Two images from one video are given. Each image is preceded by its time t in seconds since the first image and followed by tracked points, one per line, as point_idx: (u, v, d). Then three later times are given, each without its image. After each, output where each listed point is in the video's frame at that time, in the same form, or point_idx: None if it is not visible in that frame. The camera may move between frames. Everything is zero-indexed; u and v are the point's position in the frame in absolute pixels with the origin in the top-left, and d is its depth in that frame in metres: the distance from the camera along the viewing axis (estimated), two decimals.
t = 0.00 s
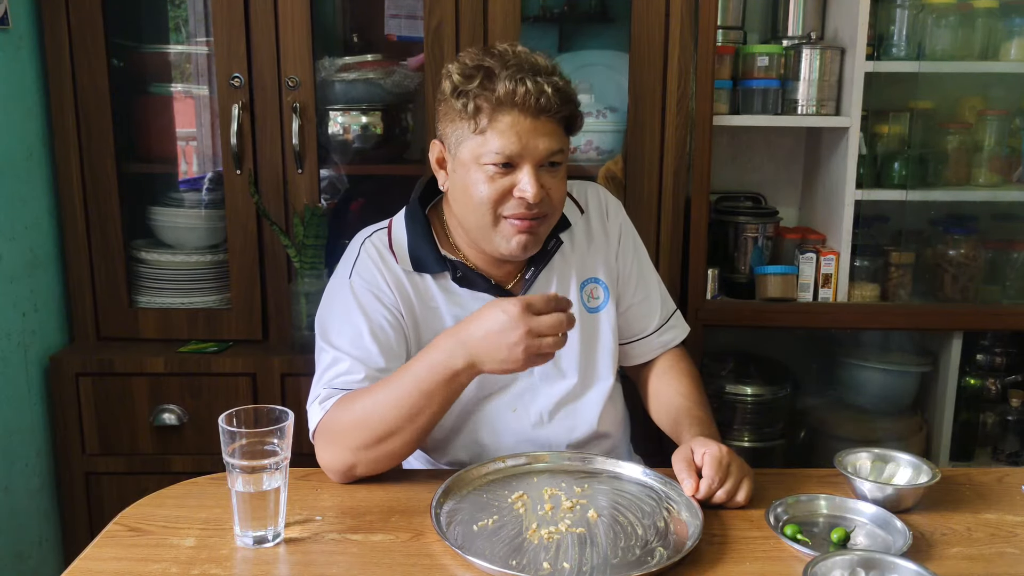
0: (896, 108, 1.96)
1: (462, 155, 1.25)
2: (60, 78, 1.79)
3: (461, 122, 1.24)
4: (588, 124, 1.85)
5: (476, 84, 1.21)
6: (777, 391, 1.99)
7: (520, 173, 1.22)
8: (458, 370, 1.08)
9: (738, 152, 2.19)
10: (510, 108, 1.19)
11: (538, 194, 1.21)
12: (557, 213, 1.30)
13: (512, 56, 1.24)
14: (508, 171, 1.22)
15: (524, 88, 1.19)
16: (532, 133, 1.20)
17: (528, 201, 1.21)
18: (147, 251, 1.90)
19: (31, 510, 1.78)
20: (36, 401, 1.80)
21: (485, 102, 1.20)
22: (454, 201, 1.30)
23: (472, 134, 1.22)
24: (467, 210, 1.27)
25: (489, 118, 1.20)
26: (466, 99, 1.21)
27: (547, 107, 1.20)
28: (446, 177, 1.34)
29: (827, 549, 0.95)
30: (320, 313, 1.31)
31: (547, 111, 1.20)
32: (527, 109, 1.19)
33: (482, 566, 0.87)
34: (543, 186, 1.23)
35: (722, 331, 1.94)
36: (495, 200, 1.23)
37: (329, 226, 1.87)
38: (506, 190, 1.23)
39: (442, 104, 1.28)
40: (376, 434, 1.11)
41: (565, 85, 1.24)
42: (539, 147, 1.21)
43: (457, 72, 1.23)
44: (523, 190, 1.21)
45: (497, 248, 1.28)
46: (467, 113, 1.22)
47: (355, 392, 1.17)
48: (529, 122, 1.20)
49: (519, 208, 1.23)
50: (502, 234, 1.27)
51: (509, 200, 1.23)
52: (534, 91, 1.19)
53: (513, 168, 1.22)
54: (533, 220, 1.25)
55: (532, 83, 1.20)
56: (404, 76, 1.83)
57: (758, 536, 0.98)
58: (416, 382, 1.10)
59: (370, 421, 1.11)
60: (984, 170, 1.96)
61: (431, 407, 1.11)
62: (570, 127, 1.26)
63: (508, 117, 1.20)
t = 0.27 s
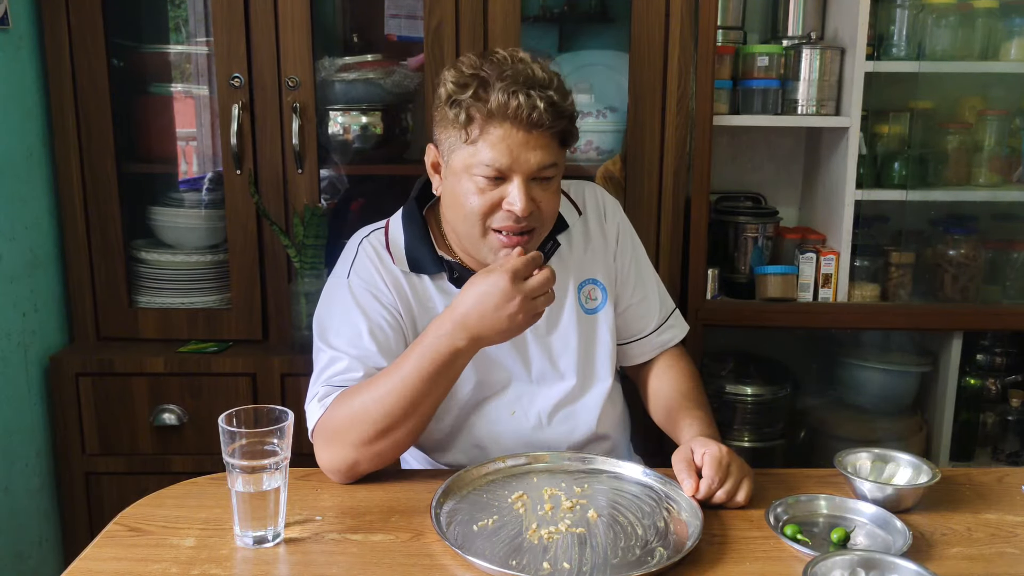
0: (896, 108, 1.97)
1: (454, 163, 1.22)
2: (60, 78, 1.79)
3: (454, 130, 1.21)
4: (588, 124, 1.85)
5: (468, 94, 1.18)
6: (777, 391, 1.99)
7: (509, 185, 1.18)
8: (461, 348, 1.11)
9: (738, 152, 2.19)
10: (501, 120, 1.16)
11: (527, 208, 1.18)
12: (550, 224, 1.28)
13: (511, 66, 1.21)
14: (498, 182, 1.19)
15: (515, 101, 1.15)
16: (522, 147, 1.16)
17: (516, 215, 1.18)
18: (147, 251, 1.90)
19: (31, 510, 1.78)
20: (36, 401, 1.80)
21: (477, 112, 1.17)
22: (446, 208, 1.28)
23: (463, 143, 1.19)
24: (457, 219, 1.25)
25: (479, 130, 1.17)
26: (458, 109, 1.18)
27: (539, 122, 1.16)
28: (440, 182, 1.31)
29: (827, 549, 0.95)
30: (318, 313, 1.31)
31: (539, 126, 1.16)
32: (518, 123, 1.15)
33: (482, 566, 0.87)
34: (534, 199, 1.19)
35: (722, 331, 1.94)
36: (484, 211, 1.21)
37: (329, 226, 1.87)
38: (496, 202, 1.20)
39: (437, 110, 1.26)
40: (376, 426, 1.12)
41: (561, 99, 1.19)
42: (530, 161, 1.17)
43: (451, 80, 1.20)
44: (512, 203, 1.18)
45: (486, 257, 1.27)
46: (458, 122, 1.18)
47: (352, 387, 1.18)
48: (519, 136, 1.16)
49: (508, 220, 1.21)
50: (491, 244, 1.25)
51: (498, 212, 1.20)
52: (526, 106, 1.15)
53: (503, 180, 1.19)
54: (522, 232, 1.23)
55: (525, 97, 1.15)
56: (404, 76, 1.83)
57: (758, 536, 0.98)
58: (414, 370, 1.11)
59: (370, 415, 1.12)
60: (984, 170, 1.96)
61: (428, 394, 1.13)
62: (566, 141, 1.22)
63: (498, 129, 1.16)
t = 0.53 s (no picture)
0: (896, 108, 1.97)
1: (450, 165, 1.22)
2: (60, 78, 1.79)
3: (450, 132, 1.20)
4: (588, 124, 1.85)
5: (464, 96, 1.17)
6: (777, 392, 1.99)
7: (505, 188, 1.18)
8: (460, 346, 1.13)
9: (738, 153, 2.19)
10: (496, 123, 1.15)
11: (522, 211, 1.18)
12: (547, 226, 1.27)
13: (507, 68, 1.20)
14: (494, 185, 1.19)
15: (511, 104, 1.14)
16: (517, 150, 1.16)
17: (512, 217, 1.19)
18: (147, 251, 1.90)
19: (31, 510, 1.78)
20: (36, 401, 1.80)
21: (472, 115, 1.16)
22: (443, 209, 1.28)
23: (459, 146, 1.19)
24: (453, 220, 1.25)
25: (474, 133, 1.16)
26: (454, 111, 1.18)
27: (534, 125, 1.15)
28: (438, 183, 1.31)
29: (827, 549, 0.95)
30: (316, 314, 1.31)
31: (534, 129, 1.15)
32: (513, 126, 1.15)
33: (482, 566, 0.87)
34: (529, 202, 1.19)
35: (722, 331, 1.94)
36: (480, 213, 1.21)
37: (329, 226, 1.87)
38: (491, 204, 1.20)
39: (434, 111, 1.25)
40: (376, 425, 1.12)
41: (558, 101, 1.19)
42: (525, 164, 1.16)
43: (448, 82, 1.20)
44: (508, 205, 1.18)
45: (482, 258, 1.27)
46: (454, 125, 1.18)
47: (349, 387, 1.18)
48: (515, 139, 1.15)
49: (503, 222, 1.21)
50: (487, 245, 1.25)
51: (493, 213, 1.21)
52: (522, 108, 1.14)
53: (498, 182, 1.19)
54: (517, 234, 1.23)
55: (521, 99, 1.15)
56: (404, 76, 1.83)
57: (758, 536, 0.98)
58: (412, 370, 1.11)
59: (369, 413, 1.12)
60: (984, 170, 1.96)
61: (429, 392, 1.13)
62: (563, 144, 1.21)
63: (494, 132, 1.16)
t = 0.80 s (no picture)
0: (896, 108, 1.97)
1: (450, 169, 1.22)
2: (60, 79, 1.79)
3: (450, 136, 1.20)
4: (588, 124, 1.85)
5: (464, 101, 1.17)
6: (777, 392, 1.99)
7: (505, 191, 1.18)
8: (460, 344, 1.13)
9: (738, 153, 2.19)
10: (497, 127, 1.15)
11: (523, 214, 1.18)
12: (547, 229, 1.27)
13: (507, 72, 1.20)
14: (494, 188, 1.18)
15: (511, 108, 1.14)
16: (518, 154, 1.16)
17: (512, 220, 1.18)
18: (147, 251, 1.90)
19: (32, 510, 1.78)
20: (36, 402, 1.80)
21: (472, 119, 1.16)
22: (443, 213, 1.27)
23: (459, 150, 1.19)
24: (452, 224, 1.25)
25: (475, 137, 1.16)
26: (454, 115, 1.18)
27: (535, 129, 1.15)
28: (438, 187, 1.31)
29: (827, 549, 0.95)
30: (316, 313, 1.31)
31: (534, 133, 1.15)
32: (514, 130, 1.15)
33: (482, 566, 0.87)
34: (529, 205, 1.19)
35: (722, 331, 1.94)
36: (480, 217, 1.20)
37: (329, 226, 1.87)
38: (492, 208, 1.20)
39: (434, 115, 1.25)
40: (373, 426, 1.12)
41: (558, 105, 1.19)
42: (525, 168, 1.16)
43: (448, 87, 1.20)
44: (509, 209, 1.18)
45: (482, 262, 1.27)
46: (454, 129, 1.18)
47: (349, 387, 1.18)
48: (515, 143, 1.15)
49: (503, 226, 1.20)
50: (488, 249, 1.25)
51: (494, 217, 1.20)
52: (523, 113, 1.14)
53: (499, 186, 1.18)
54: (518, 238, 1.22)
55: (521, 104, 1.15)
56: (404, 76, 1.83)
57: (758, 536, 0.98)
58: (411, 370, 1.11)
59: (367, 414, 1.12)
60: (984, 170, 1.96)
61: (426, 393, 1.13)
62: (563, 147, 1.21)
63: (495, 136, 1.16)
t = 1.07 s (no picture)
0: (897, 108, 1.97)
1: (459, 167, 1.22)
2: (60, 79, 1.79)
3: (459, 134, 1.20)
4: (588, 124, 1.85)
5: (474, 98, 1.17)
6: (777, 392, 1.99)
7: (515, 189, 1.19)
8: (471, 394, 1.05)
9: (738, 152, 2.19)
10: (507, 124, 1.16)
11: (533, 212, 1.19)
12: (554, 228, 1.28)
13: (516, 70, 1.20)
14: (504, 186, 1.19)
15: (522, 105, 1.15)
16: (528, 151, 1.16)
17: (523, 219, 1.19)
18: (147, 251, 1.90)
19: (32, 510, 1.78)
20: (36, 402, 1.80)
21: (482, 117, 1.16)
22: (450, 212, 1.28)
23: (469, 147, 1.19)
24: (461, 223, 1.25)
25: (486, 134, 1.16)
26: (464, 113, 1.18)
27: (544, 126, 1.16)
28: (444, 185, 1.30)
29: (827, 549, 0.95)
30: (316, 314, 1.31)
31: (544, 130, 1.16)
32: (524, 127, 1.15)
33: (482, 566, 0.87)
34: (539, 204, 1.19)
35: (721, 331, 1.94)
36: (490, 216, 1.21)
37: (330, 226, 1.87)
38: (501, 206, 1.20)
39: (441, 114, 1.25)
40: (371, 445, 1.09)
41: (566, 103, 1.19)
42: (535, 166, 1.17)
43: (457, 84, 1.20)
44: (519, 207, 1.18)
45: (490, 261, 1.27)
46: (464, 126, 1.18)
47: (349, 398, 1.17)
48: (525, 140, 1.16)
49: (513, 225, 1.21)
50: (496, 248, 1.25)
51: (503, 216, 1.20)
52: (533, 110, 1.15)
53: (508, 184, 1.19)
54: (527, 236, 1.23)
55: (531, 101, 1.15)
56: (404, 76, 1.83)
57: (758, 536, 0.98)
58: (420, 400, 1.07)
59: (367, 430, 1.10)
60: (984, 170, 1.96)
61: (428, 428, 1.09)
62: (572, 145, 1.22)
63: (505, 134, 1.16)
